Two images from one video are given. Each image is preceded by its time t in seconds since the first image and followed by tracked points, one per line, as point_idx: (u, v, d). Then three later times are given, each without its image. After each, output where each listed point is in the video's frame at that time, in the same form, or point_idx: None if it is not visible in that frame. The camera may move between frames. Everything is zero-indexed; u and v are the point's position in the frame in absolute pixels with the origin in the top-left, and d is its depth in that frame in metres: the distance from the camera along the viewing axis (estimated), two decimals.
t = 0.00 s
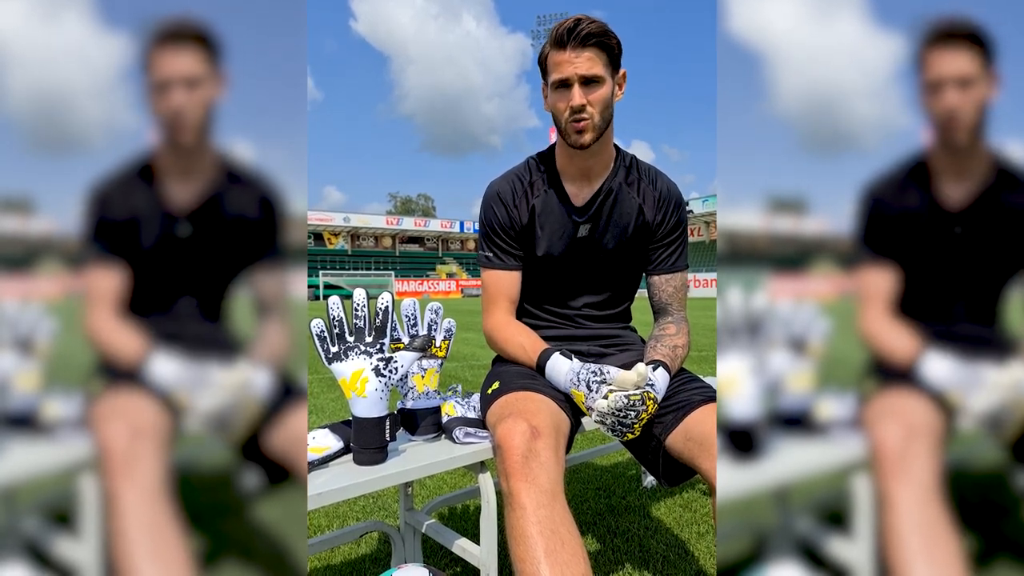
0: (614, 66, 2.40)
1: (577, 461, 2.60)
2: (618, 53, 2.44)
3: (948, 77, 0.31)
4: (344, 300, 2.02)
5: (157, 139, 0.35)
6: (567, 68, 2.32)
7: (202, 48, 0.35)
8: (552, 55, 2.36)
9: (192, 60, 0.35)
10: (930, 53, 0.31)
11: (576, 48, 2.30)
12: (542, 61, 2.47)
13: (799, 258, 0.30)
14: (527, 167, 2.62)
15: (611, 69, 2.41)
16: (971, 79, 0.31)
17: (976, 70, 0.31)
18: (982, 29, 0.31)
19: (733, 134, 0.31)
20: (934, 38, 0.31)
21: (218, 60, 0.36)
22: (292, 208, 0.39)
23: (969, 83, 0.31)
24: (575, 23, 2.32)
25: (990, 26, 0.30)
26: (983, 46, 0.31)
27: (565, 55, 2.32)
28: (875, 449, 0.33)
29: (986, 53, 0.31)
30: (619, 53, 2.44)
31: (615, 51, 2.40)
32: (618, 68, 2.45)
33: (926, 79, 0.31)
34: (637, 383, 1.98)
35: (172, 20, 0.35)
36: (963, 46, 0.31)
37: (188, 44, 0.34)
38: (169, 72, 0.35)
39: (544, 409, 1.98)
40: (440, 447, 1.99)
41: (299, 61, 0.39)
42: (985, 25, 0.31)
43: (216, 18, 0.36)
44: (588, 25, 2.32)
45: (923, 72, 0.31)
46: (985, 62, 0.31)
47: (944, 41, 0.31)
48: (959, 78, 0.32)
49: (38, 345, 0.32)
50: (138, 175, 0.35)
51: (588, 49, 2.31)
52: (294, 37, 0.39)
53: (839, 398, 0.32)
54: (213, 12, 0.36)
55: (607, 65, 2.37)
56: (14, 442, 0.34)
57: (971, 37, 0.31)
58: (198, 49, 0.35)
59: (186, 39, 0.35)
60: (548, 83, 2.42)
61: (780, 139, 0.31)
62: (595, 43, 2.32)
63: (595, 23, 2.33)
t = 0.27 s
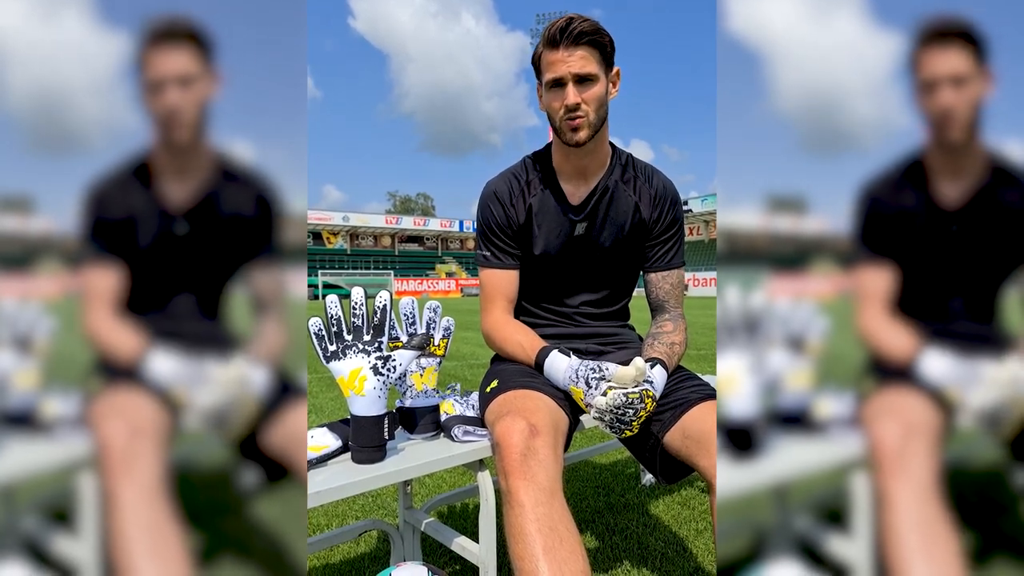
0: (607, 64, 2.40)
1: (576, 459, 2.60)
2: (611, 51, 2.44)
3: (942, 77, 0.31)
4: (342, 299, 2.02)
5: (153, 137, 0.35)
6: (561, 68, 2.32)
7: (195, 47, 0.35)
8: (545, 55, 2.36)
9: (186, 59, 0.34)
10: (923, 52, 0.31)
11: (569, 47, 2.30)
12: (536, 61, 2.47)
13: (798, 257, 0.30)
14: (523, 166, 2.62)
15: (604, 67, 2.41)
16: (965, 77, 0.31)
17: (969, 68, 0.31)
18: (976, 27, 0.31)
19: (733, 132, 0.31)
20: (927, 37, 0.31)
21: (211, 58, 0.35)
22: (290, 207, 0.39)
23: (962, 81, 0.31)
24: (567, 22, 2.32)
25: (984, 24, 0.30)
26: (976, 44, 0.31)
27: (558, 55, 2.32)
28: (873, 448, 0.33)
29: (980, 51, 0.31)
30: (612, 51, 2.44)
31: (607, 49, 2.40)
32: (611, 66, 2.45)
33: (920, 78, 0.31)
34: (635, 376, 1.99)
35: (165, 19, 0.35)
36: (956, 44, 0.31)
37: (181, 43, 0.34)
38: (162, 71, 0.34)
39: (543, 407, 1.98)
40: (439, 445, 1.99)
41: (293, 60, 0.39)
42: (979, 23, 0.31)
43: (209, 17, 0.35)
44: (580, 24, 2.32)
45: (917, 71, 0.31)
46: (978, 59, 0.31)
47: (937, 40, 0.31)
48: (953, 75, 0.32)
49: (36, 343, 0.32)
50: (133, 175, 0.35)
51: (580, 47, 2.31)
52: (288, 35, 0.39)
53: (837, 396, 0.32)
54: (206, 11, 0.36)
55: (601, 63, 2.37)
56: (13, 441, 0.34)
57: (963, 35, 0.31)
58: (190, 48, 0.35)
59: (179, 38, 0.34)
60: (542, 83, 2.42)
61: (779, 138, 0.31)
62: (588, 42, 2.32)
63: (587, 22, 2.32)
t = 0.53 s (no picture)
0: (606, 65, 2.41)
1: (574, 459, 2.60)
2: (610, 53, 2.44)
3: (942, 78, 0.31)
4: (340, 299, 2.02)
5: (153, 138, 0.35)
6: (560, 69, 2.32)
7: (195, 48, 0.35)
8: (544, 56, 2.36)
9: (186, 60, 0.34)
10: (924, 55, 0.31)
11: (568, 49, 2.31)
12: (535, 62, 2.47)
13: (797, 257, 0.30)
14: (522, 167, 2.63)
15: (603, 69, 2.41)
16: (964, 79, 0.32)
17: (969, 70, 0.31)
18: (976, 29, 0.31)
19: (733, 132, 0.31)
20: (928, 39, 0.31)
21: (211, 58, 0.35)
22: (288, 206, 0.38)
23: (962, 83, 0.31)
24: (567, 24, 2.33)
25: (984, 27, 0.31)
26: (976, 45, 0.31)
27: (556, 57, 2.32)
28: (871, 448, 0.33)
29: (978, 52, 0.31)
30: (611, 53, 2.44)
31: (607, 51, 2.41)
32: (610, 67, 2.45)
33: (920, 80, 0.31)
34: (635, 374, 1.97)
35: (165, 20, 0.34)
36: (956, 46, 0.31)
37: (180, 44, 0.34)
38: (162, 72, 0.34)
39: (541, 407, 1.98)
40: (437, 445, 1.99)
41: (293, 61, 0.39)
42: (979, 25, 0.31)
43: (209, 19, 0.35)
44: (580, 26, 2.32)
45: (917, 73, 0.31)
46: (977, 61, 0.31)
47: (937, 42, 0.31)
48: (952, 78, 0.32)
49: (34, 343, 0.32)
50: (132, 176, 0.35)
51: (580, 49, 2.31)
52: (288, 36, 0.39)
53: (835, 396, 0.32)
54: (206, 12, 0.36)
55: (600, 65, 2.38)
56: (11, 442, 0.33)
57: (963, 37, 0.31)
58: (190, 49, 0.35)
59: (178, 39, 0.34)
60: (541, 84, 2.42)
61: (778, 138, 0.31)
62: (587, 43, 2.32)
63: (587, 24, 2.33)
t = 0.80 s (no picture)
0: (610, 69, 2.40)
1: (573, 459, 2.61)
2: (613, 57, 2.44)
3: (945, 82, 0.31)
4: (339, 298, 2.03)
5: (153, 140, 0.35)
6: (563, 74, 2.31)
7: (199, 53, 0.35)
8: (547, 60, 2.36)
9: (189, 65, 0.34)
10: (928, 58, 0.31)
11: (571, 53, 2.30)
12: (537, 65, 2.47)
13: (796, 256, 0.31)
14: (522, 168, 2.63)
15: (607, 72, 2.41)
16: (967, 83, 0.32)
17: (971, 75, 0.31)
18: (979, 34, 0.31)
19: (731, 132, 0.31)
20: (931, 42, 0.31)
21: (214, 62, 0.35)
22: (288, 206, 0.38)
23: (965, 87, 0.31)
24: (571, 28, 2.33)
25: (987, 32, 0.31)
26: (979, 50, 0.31)
27: (560, 61, 2.31)
28: (870, 448, 0.33)
29: (981, 55, 0.31)
30: (614, 57, 2.44)
31: (610, 55, 2.41)
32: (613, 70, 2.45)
33: (923, 83, 0.31)
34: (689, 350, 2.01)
35: (167, 24, 0.34)
36: (958, 50, 0.31)
37: (185, 49, 0.34)
38: (165, 77, 0.34)
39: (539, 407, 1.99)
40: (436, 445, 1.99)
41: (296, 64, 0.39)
42: (983, 30, 0.31)
43: (212, 23, 0.35)
44: (583, 30, 2.32)
45: (920, 77, 0.31)
46: (980, 66, 0.31)
47: (940, 46, 0.31)
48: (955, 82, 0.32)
49: (33, 343, 0.32)
50: (131, 178, 0.35)
51: (583, 54, 2.31)
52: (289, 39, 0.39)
53: (834, 396, 0.32)
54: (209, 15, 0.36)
55: (604, 69, 2.37)
56: (11, 442, 0.33)
57: (966, 40, 0.31)
58: (194, 54, 0.35)
59: (182, 44, 0.34)
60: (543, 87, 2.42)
61: (777, 138, 0.31)
62: (591, 48, 2.32)
63: (591, 28, 2.33)
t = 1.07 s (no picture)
0: (610, 68, 2.41)
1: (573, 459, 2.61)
2: (614, 56, 2.44)
3: (945, 82, 0.31)
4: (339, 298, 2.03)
5: (153, 138, 0.35)
6: (563, 72, 2.31)
7: (200, 51, 0.35)
8: (547, 59, 2.36)
9: (189, 63, 0.35)
10: (927, 57, 0.31)
11: (572, 52, 2.30)
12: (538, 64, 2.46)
13: (795, 255, 0.30)
14: (523, 167, 2.63)
15: (607, 71, 2.41)
16: (967, 82, 0.31)
17: (971, 73, 0.31)
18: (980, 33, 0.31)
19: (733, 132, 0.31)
20: (932, 41, 0.31)
21: (214, 60, 0.35)
22: (288, 206, 0.38)
23: (965, 86, 0.31)
24: (571, 27, 2.32)
25: (988, 31, 0.30)
26: (981, 49, 0.31)
27: (561, 59, 2.31)
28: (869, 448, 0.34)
29: (983, 54, 0.31)
30: (615, 55, 2.44)
31: (610, 54, 2.41)
32: (614, 69, 2.45)
33: (922, 82, 0.31)
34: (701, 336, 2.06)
35: (169, 23, 0.35)
36: (958, 49, 0.31)
37: (185, 47, 0.34)
38: (166, 75, 0.34)
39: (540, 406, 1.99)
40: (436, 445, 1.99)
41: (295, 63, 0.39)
42: (984, 28, 0.30)
43: (212, 20, 0.35)
44: (584, 29, 2.32)
45: (919, 75, 0.31)
46: (982, 65, 0.31)
47: (941, 44, 0.31)
48: (955, 81, 0.32)
49: (32, 344, 0.31)
50: (132, 176, 0.34)
51: (583, 52, 2.31)
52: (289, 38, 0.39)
53: (834, 396, 0.31)
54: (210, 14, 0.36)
55: (604, 68, 2.38)
56: (12, 442, 0.33)
57: (967, 39, 0.31)
58: (195, 53, 0.35)
59: (183, 42, 0.35)
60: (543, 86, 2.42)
61: (779, 138, 0.31)
62: (592, 47, 2.32)
63: (591, 27, 2.33)
